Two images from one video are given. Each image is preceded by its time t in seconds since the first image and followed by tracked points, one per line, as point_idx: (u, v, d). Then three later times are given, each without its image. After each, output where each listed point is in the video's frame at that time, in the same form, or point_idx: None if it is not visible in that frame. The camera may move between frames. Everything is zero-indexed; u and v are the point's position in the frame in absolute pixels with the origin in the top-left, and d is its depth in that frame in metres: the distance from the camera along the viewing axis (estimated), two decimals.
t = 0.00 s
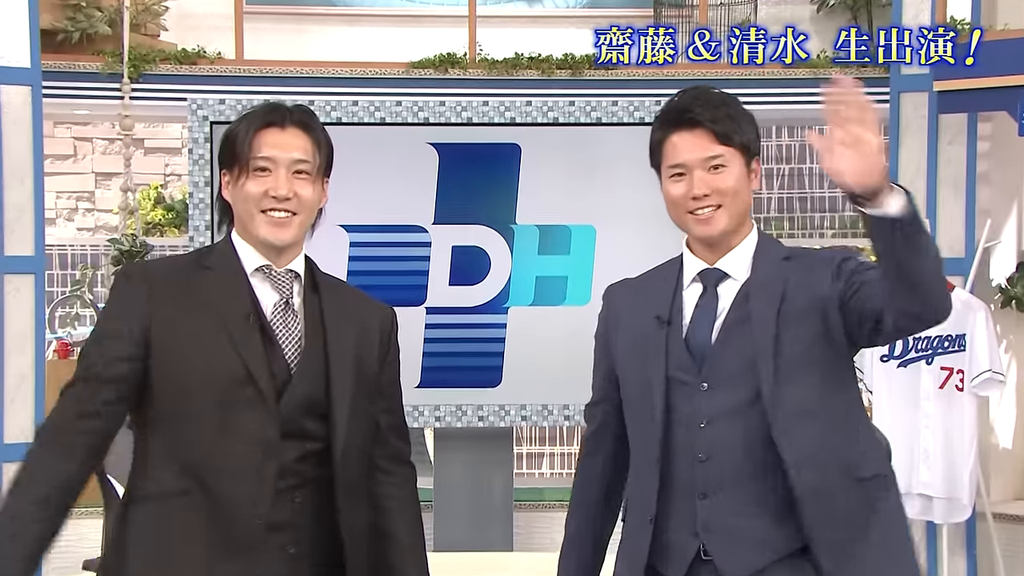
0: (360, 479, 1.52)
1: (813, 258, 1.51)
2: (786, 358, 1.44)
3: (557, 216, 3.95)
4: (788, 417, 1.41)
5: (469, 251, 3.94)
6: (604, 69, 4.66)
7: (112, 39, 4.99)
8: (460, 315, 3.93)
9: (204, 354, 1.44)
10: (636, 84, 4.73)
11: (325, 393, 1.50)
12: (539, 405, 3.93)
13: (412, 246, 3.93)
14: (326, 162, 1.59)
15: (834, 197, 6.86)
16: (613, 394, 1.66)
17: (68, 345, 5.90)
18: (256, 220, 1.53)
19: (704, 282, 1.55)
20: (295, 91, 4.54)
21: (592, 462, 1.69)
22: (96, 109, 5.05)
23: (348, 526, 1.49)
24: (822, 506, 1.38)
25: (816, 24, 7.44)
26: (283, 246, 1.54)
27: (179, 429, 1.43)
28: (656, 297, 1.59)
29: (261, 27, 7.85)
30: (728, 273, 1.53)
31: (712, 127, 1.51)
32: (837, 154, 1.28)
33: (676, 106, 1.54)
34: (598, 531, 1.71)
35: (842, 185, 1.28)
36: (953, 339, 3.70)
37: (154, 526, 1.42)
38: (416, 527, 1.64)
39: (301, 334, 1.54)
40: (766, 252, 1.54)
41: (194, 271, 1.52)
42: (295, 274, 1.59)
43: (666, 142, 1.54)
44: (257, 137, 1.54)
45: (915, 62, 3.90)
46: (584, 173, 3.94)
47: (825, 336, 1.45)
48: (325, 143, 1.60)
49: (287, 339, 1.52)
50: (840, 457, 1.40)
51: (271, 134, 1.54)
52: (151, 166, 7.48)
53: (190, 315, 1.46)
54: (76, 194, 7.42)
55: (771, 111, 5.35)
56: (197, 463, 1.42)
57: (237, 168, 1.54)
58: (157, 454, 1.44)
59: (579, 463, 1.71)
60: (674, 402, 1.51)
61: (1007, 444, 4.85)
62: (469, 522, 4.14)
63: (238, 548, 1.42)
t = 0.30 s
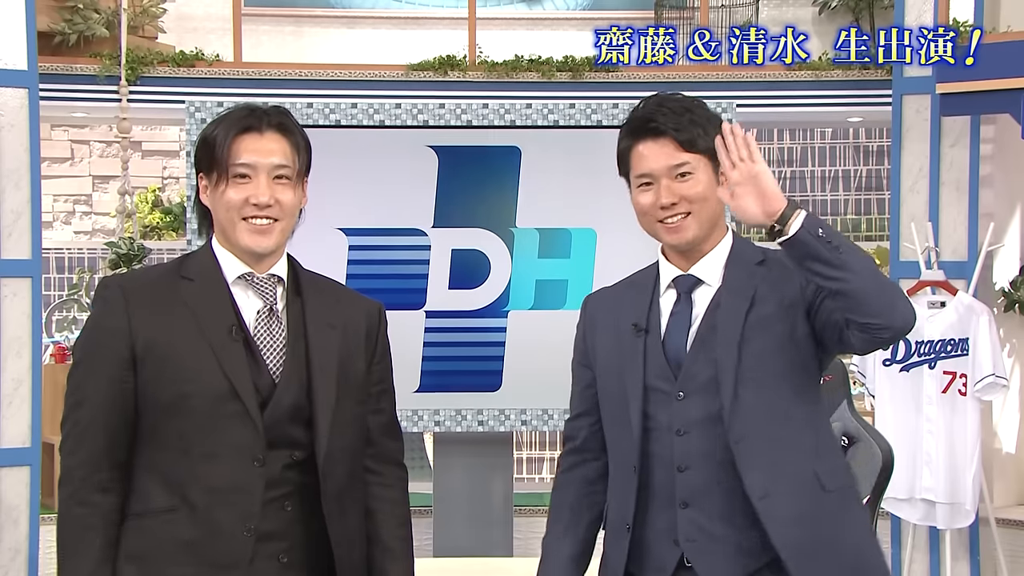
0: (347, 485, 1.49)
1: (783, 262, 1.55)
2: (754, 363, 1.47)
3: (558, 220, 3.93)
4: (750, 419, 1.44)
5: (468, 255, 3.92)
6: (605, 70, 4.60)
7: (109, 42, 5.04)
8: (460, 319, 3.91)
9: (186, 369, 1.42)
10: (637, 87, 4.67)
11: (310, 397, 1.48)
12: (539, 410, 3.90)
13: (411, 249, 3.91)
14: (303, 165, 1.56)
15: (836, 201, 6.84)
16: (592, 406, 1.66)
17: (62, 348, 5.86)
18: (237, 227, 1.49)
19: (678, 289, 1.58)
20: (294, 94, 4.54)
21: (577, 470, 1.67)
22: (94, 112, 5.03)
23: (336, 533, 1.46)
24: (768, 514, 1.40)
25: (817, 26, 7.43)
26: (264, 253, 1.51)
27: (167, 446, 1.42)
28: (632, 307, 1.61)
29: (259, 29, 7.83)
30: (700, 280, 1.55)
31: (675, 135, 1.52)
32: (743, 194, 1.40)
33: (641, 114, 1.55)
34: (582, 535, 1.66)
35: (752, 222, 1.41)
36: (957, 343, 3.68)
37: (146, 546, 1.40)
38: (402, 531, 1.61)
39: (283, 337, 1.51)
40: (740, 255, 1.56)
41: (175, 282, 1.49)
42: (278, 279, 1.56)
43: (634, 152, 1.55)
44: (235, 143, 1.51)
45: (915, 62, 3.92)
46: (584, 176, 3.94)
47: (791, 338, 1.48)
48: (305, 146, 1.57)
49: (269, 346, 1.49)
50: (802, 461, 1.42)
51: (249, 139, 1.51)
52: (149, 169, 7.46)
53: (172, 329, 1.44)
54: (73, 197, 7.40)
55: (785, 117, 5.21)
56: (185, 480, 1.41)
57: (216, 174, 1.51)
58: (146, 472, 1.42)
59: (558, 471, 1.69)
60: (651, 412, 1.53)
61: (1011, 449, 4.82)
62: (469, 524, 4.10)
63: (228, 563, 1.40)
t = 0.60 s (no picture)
0: (346, 483, 1.49)
1: (782, 271, 1.55)
2: (744, 370, 1.47)
3: (558, 220, 3.93)
4: (726, 428, 1.46)
5: (468, 255, 3.92)
6: (605, 71, 4.59)
7: (110, 42, 5.01)
8: (460, 319, 3.91)
9: (181, 369, 1.42)
10: (637, 87, 4.65)
11: (307, 396, 1.48)
12: (539, 410, 3.91)
13: (411, 249, 3.91)
14: (299, 164, 1.56)
15: (836, 201, 6.83)
16: (587, 406, 1.66)
17: (62, 350, 5.88)
18: (232, 226, 1.49)
19: (679, 291, 1.58)
20: (293, 95, 4.52)
21: (569, 473, 1.65)
22: (93, 112, 5.02)
23: (334, 532, 1.46)
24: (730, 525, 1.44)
25: (818, 26, 7.43)
26: (260, 252, 1.51)
27: (162, 447, 1.41)
28: (633, 307, 1.61)
29: (259, 30, 7.82)
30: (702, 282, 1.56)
31: (684, 127, 1.52)
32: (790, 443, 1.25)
33: (651, 106, 1.55)
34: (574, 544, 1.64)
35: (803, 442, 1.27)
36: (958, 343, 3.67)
37: (146, 548, 1.40)
38: (400, 532, 1.61)
39: (280, 336, 1.51)
40: (739, 260, 1.57)
41: (171, 282, 1.49)
42: (274, 278, 1.56)
43: (640, 143, 1.55)
44: (230, 141, 1.51)
45: (915, 62, 3.92)
46: (584, 177, 3.94)
47: (783, 360, 1.48)
48: (299, 145, 1.57)
49: (266, 344, 1.49)
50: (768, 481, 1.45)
51: (243, 137, 1.51)
52: (149, 169, 7.46)
53: (168, 328, 1.44)
54: (73, 198, 7.40)
55: (787, 117, 5.18)
56: (182, 480, 1.40)
57: (211, 172, 1.51)
58: (143, 472, 1.42)
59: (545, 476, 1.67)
60: (652, 415, 1.53)
61: (1011, 449, 4.83)
62: (469, 525, 4.10)
63: (226, 562, 1.39)
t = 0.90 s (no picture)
0: (347, 478, 1.49)
1: (790, 277, 1.54)
2: (746, 372, 1.47)
3: (558, 220, 3.93)
4: (722, 432, 1.46)
5: (468, 255, 3.92)
6: (605, 70, 4.58)
7: (110, 44, 5.05)
8: (461, 319, 3.91)
9: (180, 368, 1.41)
10: (637, 87, 4.65)
11: (307, 392, 1.48)
12: (539, 410, 3.91)
13: (411, 249, 3.91)
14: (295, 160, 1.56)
15: (836, 201, 6.82)
16: (592, 404, 1.66)
17: (62, 349, 5.87)
18: (229, 220, 1.49)
19: (681, 289, 1.58)
20: (293, 95, 4.51)
21: (578, 475, 1.66)
22: (93, 112, 5.01)
23: (337, 526, 1.45)
24: (707, 531, 1.44)
25: (818, 26, 7.42)
26: (257, 245, 1.50)
27: (163, 445, 1.41)
28: (636, 303, 1.61)
29: (259, 30, 7.82)
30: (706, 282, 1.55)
31: (696, 125, 1.52)
32: None
33: (662, 104, 1.55)
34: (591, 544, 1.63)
35: None
36: (957, 343, 3.67)
37: (152, 546, 1.40)
38: (405, 528, 1.60)
39: (279, 333, 1.51)
40: (747, 263, 1.56)
41: (168, 282, 1.49)
42: (271, 274, 1.55)
43: (651, 141, 1.55)
44: (225, 137, 1.51)
45: (915, 62, 3.92)
46: (584, 177, 3.94)
47: (785, 369, 1.47)
48: (294, 142, 1.57)
49: (266, 339, 1.49)
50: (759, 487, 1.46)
51: (238, 133, 1.51)
52: (149, 169, 7.46)
53: (167, 326, 1.44)
54: (73, 197, 7.40)
55: (787, 117, 5.18)
56: (184, 478, 1.40)
57: (207, 169, 1.51)
58: (144, 470, 1.42)
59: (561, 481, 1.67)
60: (650, 413, 1.53)
61: (1011, 449, 4.83)
62: (469, 525, 4.09)
63: (228, 559, 1.39)
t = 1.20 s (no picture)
0: (347, 478, 1.49)
1: (792, 278, 1.54)
2: (750, 373, 1.47)
3: (558, 220, 3.93)
4: (728, 431, 1.46)
5: (468, 255, 3.92)
6: (605, 70, 4.58)
7: (109, 44, 5.04)
8: (461, 319, 3.91)
9: (181, 368, 1.41)
10: (637, 87, 4.64)
11: (307, 392, 1.48)
12: (539, 410, 3.91)
13: (411, 250, 3.91)
14: (295, 163, 1.56)
15: (836, 201, 6.82)
16: (592, 405, 1.66)
17: (62, 349, 5.87)
18: (228, 223, 1.49)
19: (685, 290, 1.58)
20: (293, 95, 4.51)
21: (579, 475, 1.65)
22: (93, 112, 5.01)
23: (336, 528, 1.45)
24: (715, 528, 1.44)
25: (818, 26, 7.42)
26: (256, 248, 1.50)
27: (164, 444, 1.41)
28: (638, 304, 1.61)
29: (259, 30, 7.82)
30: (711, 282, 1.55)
31: (702, 128, 1.52)
32: None
33: (668, 105, 1.55)
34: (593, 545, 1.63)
35: None
36: (957, 343, 3.67)
37: (152, 546, 1.40)
38: (406, 529, 1.60)
39: (279, 334, 1.51)
40: (749, 265, 1.56)
41: (168, 283, 1.49)
42: (271, 276, 1.55)
43: (656, 141, 1.55)
44: (225, 139, 1.51)
45: (915, 62, 3.93)
46: (584, 177, 3.94)
47: (788, 370, 1.47)
48: (294, 143, 1.57)
49: (266, 341, 1.49)
50: (764, 488, 1.46)
51: (238, 135, 1.51)
52: (149, 169, 7.46)
53: (170, 326, 1.44)
54: (73, 197, 7.40)
55: (787, 117, 5.17)
56: (184, 478, 1.40)
57: (207, 171, 1.50)
58: (144, 471, 1.42)
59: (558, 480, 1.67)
60: (655, 414, 1.53)
61: (1011, 449, 4.83)
62: (469, 526, 4.09)
63: (230, 559, 1.39)
